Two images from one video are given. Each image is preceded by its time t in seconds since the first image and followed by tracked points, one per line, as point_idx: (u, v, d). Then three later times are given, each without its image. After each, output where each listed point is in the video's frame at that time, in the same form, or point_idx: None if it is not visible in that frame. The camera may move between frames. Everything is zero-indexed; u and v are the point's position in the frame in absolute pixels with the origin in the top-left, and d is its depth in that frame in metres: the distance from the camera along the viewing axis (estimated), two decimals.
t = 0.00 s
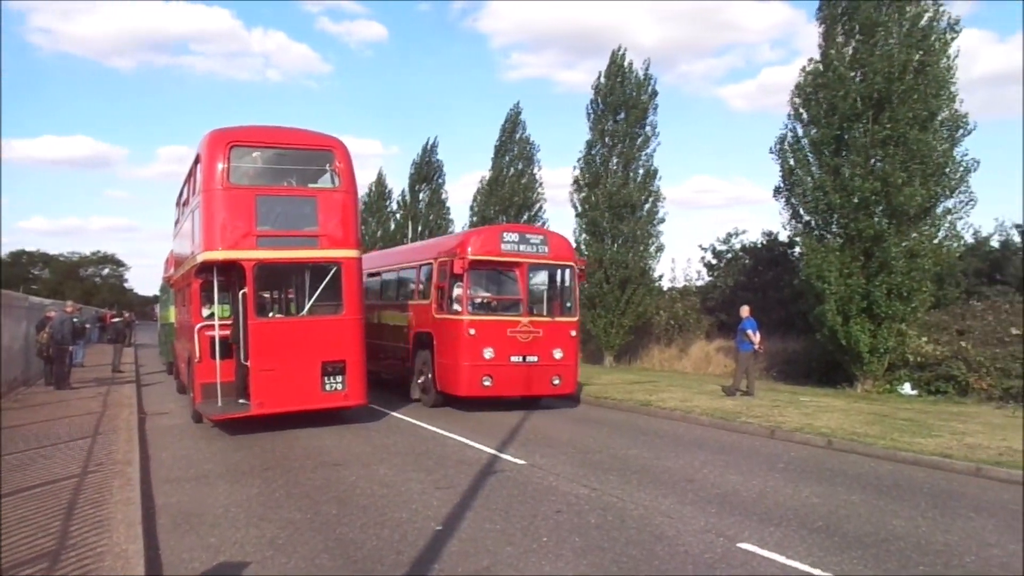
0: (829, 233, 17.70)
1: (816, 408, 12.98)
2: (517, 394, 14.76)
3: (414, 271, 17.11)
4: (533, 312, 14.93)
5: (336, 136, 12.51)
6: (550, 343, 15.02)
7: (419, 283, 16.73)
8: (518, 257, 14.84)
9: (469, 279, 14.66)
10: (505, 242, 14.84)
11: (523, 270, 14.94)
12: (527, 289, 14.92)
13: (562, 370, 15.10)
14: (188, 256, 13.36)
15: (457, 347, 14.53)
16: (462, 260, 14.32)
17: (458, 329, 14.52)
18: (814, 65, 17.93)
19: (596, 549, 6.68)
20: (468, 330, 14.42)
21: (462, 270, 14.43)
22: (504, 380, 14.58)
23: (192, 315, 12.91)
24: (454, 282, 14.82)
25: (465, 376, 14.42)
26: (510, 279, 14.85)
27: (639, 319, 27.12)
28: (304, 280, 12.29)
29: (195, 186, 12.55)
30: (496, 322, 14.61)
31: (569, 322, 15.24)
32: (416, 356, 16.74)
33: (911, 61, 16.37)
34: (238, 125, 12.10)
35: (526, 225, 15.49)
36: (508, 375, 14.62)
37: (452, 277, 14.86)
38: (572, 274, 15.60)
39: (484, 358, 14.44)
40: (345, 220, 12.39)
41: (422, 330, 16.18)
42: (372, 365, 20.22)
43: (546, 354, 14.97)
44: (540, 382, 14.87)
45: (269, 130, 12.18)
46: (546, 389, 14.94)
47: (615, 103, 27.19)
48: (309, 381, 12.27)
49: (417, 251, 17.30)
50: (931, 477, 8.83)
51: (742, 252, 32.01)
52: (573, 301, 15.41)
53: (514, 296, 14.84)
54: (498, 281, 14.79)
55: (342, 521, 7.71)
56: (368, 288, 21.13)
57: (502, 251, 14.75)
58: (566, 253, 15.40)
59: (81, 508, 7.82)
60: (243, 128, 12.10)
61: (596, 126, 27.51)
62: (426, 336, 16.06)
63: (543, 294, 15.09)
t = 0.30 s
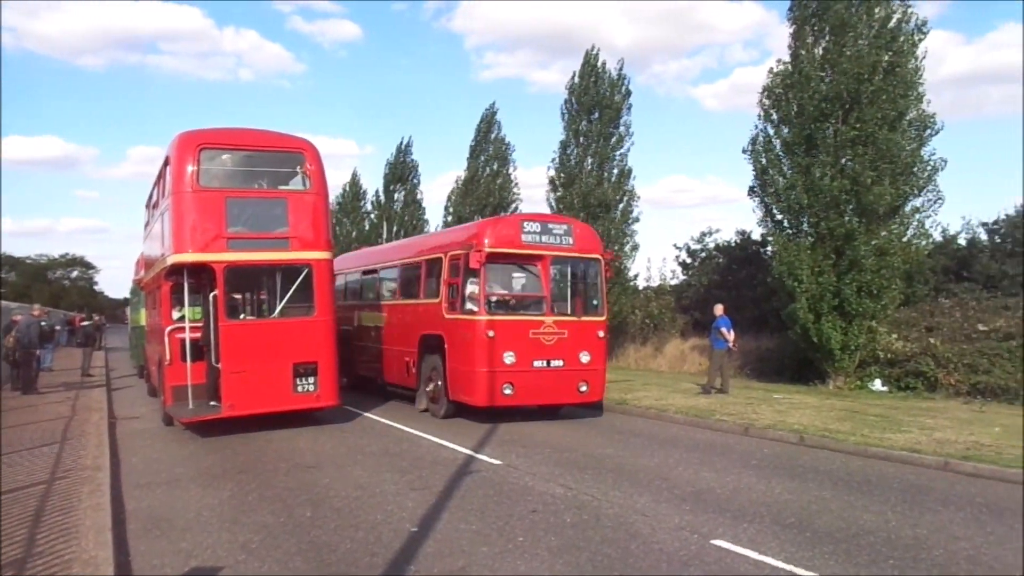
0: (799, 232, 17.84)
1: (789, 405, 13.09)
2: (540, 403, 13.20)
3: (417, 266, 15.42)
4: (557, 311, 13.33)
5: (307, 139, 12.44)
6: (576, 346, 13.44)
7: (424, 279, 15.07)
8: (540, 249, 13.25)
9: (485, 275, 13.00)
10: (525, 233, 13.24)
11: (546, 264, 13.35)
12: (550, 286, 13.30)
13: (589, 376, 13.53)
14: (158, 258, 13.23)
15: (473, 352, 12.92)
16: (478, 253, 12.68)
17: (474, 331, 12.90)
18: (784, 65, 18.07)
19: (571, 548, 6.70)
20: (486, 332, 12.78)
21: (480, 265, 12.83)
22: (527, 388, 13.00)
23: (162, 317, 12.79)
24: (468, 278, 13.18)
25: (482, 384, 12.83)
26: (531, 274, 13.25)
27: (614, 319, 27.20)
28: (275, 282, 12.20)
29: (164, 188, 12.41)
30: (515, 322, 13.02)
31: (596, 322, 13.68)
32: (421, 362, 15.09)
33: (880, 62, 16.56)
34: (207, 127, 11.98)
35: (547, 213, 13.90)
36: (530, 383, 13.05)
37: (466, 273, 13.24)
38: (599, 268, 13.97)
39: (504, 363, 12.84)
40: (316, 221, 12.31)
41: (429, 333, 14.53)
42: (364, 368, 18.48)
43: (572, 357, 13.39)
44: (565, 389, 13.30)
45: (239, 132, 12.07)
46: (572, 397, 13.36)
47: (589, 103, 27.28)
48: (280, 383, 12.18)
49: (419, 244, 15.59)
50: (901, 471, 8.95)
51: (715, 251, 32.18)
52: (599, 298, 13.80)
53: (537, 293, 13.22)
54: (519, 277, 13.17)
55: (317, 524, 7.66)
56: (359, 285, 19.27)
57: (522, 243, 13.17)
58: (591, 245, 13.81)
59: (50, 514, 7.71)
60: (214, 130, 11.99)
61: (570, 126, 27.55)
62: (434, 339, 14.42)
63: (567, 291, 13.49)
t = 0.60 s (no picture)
0: (773, 230, 17.96)
1: (764, 400, 13.19)
2: (579, 412, 11.66)
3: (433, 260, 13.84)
4: (596, 307, 11.86)
5: (279, 139, 12.36)
6: (618, 346, 11.95)
7: (440, 273, 13.52)
8: (576, 237, 11.79)
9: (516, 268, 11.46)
10: (560, 219, 11.75)
11: (583, 253, 11.89)
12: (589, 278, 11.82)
13: (632, 380, 12.05)
14: (129, 260, 13.09)
15: (504, 354, 11.36)
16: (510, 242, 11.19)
17: (506, 331, 11.35)
18: (756, 64, 18.16)
19: (549, 545, 6.72)
20: (520, 331, 11.24)
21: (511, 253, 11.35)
22: (565, 394, 11.47)
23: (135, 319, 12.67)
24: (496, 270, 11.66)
25: (516, 391, 11.25)
26: (568, 265, 11.76)
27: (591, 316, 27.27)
28: (249, 283, 12.10)
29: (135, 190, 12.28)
30: (552, 320, 11.50)
31: (639, 319, 12.19)
32: (438, 366, 13.54)
33: (852, 60, 16.72)
34: (179, 128, 11.87)
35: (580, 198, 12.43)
36: (569, 389, 11.52)
37: (494, 264, 11.74)
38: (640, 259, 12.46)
39: (539, 367, 11.31)
40: (290, 222, 12.24)
41: (450, 334, 12.99)
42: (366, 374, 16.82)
43: (613, 360, 11.91)
44: (607, 395, 11.80)
45: (211, 133, 11.97)
46: (613, 404, 11.87)
47: (565, 101, 27.36)
48: (255, 384, 12.09)
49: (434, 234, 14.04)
50: (875, 464, 9.04)
51: (691, 248, 32.36)
52: (641, 294, 12.30)
53: (574, 287, 11.72)
54: (553, 268, 11.67)
55: (293, 526, 7.61)
56: (359, 283, 17.52)
57: (558, 230, 11.69)
58: (632, 233, 12.34)
59: (21, 521, 7.61)
60: (185, 131, 11.87)
61: (546, 124, 27.56)
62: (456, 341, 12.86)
63: (606, 284, 12.00)
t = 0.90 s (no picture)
0: (752, 228, 18.04)
1: (742, 398, 13.27)
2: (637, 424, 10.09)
3: (462, 247, 12.15)
4: (658, 302, 10.27)
5: (259, 132, 12.28)
6: (680, 348, 10.41)
7: (471, 261, 11.87)
8: (636, 221, 10.13)
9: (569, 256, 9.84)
10: (619, 200, 10.08)
11: (643, 241, 10.24)
12: (650, 268, 10.23)
13: (696, 386, 10.51)
14: (105, 252, 12.96)
15: (555, 357, 9.77)
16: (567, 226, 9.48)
17: (556, 329, 9.78)
18: (736, 63, 18.21)
19: (527, 541, 6.72)
20: (574, 330, 9.67)
21: (566, 240, 9.69)
22: (622, 403, 9.91)
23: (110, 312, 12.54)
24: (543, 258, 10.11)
25: (568, 401, 9.66)
26: (626, 254, 10.16)
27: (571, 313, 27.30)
28: (228, 277, 12.00)
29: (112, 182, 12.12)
30: (609, 317, 9.92)
31: (702, 317, 10.64)
32: (468, 369, 11.94)
33: (831, 60, 16.85)
34: (157, 120, 11.75)
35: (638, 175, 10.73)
36: (627, 398, 9.96)
37: (541, 253, 10.15)
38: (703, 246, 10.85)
39: (595, 372, 9.74)
40: (269, 215, 12.17)
41: (483, 333, 11.38)
42: (377, 374, 15.20)
43: (676, 363, 10.36)
44: (668, 404, 10.26)
45: (189, 125, 11.86)
46: (674, 414, 10.31)
47: (548, 97, 27.37)
48: (232, 378, 12.01)
49: (460, 219, 12.36)
50: (852, 461, 9.12)
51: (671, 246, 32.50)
52: (705, 286, 10.73)
53: (633, 279, 10.12)
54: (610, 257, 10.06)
55: (270, 520, 7.57)
56: (369, 273, 15.78)
57: (616, 214, 10.01)
58: (696, 217, 10.67)
59: None
60: (163, 123, 11.75)
61: (528, 120, 27.53)
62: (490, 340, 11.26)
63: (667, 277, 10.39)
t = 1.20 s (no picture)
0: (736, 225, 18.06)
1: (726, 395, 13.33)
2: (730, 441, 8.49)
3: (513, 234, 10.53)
4: (754, 295, 8.71)
5: (245, 126, 12.21)
6: (779, 349, 8.83)
7: (524, 251, 10.27)
8: (730, 199, 8.58)
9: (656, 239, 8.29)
10: (711, 174, 8.55)
11: (737, 222, 8.69)
12: (744, 256, 8.68)
13: (795, 396, 8.93)
14: (89, 247, 12.89)
15: (638, 360, 8.19)
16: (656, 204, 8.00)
17: (640, 328, 8.20)
18: (720, 60, 18.22)
19: (512, 536, 6.74)
20: (664, 329, 8.09)
21: (653, 220, 8.14)
22: (715, 416, 8.32)
23: (94, 306, 12.48)
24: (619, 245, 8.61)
25: (655, 414, 8.07)
26: (716, 239, 8.60)
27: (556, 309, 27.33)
28: (212, 271, 11.93)
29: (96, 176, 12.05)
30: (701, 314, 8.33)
31: (802, 314, 9.07)
32: (519, 373, 10.33)
33: (816, 57, 16.95)
34: (141, 113, 11.67)
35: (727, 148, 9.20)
36: (721, 411, 8.36)
37: (616, 237, 8.67)
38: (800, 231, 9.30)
39: (686, 379, 8.17)
40: (254, 210, 12.09)
41: (540, 332, 9.79)
42: (401, 376, 13.54)
43: (774, 368, 8.78)
44: (765, 416, 8.66)
45: (174, 119, 11.79)
46: (771, 428, 8.71)
47: (534, 93, 27.37)
48: (218, 374, 11.96)
49: (508, 201, 10.76)
50: (835, 457, 9.18)
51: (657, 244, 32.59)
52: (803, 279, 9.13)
53: (724, 268, 8.58)
54: (698, 243, 8.51)
55: (255, 516, 7.55)
56: (391, 266, 14.07)
57: (707, 191, 8.48)
58: (793, 198, 9.14)
59: None
60: (147, 116, 11.68)
61: (515, 116, 27.51)
62: (549, 341, 9.66)
63: (762, 267, 8.82)
